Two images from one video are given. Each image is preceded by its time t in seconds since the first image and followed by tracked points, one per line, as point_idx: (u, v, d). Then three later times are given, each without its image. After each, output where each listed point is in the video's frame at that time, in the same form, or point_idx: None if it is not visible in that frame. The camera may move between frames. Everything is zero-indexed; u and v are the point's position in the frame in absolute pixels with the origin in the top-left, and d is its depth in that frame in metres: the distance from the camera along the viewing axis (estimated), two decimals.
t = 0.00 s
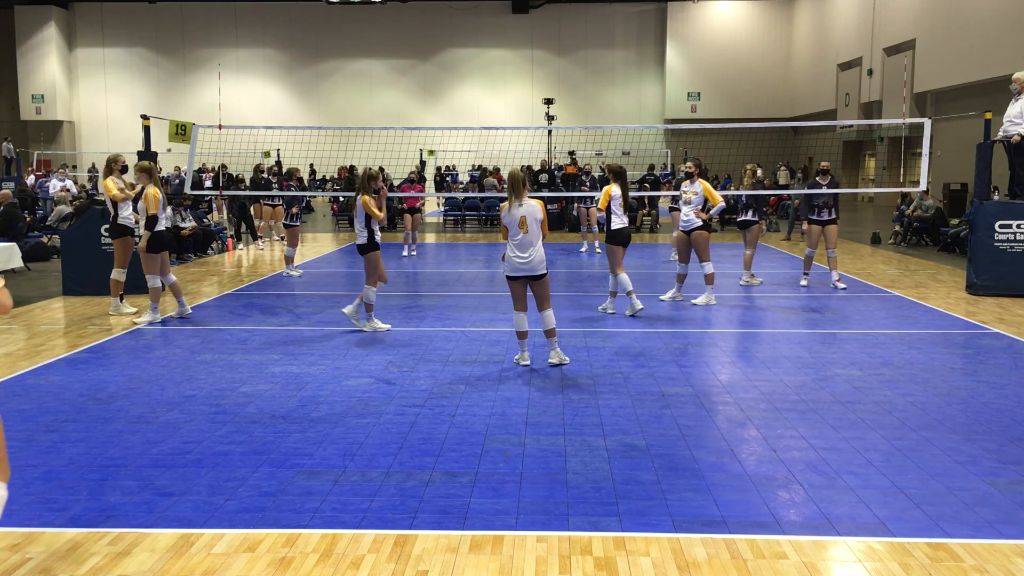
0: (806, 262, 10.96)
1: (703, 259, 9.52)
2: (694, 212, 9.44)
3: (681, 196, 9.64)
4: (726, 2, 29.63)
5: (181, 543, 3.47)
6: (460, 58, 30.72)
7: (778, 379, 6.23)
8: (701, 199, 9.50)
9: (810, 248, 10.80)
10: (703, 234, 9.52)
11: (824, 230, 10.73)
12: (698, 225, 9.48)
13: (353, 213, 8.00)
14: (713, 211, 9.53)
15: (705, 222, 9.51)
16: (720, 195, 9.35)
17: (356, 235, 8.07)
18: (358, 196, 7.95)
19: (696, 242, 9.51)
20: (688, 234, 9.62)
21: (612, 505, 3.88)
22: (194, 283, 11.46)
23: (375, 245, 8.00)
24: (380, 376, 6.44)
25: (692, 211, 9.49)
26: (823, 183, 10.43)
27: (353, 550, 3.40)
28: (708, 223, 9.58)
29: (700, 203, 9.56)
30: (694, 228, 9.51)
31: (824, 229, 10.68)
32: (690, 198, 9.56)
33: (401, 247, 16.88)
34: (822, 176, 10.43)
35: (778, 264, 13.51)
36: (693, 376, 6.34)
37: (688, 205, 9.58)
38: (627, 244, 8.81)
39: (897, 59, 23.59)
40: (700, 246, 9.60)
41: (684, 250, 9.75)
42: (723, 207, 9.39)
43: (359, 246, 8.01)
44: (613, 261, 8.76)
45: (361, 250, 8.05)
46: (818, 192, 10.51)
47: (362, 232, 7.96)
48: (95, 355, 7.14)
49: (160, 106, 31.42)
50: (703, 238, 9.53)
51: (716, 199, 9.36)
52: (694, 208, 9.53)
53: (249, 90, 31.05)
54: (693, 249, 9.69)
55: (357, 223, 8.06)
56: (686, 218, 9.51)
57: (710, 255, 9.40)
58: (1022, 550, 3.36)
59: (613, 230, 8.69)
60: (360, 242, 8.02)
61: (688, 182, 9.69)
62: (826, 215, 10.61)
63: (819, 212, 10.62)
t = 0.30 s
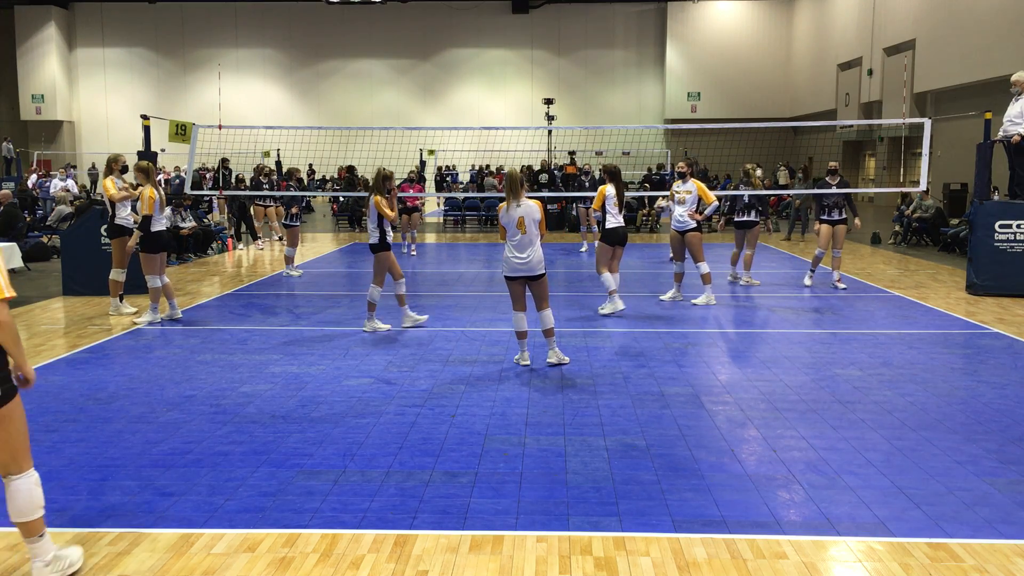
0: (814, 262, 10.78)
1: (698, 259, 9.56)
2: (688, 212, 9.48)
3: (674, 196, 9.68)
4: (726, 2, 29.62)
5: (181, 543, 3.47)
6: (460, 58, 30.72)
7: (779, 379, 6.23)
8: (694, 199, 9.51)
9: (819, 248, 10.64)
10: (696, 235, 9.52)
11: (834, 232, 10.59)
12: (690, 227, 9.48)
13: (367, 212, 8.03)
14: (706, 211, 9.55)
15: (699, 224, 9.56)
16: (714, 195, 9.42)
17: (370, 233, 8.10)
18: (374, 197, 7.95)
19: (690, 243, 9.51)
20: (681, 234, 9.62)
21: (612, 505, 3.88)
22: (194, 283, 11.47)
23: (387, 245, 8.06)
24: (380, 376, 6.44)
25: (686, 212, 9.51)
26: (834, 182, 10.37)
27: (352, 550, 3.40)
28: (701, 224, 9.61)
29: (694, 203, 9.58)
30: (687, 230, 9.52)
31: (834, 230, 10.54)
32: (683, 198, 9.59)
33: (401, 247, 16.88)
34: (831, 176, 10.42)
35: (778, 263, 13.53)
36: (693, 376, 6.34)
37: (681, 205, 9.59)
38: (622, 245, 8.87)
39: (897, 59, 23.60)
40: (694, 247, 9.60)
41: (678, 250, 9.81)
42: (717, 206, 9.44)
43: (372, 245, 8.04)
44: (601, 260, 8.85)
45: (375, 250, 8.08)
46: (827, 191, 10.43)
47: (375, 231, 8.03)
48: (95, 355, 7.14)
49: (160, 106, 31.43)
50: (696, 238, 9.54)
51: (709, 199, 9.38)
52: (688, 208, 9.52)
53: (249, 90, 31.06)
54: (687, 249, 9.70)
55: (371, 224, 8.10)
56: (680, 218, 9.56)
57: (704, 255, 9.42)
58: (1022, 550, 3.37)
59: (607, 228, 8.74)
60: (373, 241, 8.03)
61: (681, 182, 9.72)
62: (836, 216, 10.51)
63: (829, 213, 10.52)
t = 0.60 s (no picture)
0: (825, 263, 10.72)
1: (689, 260, 9.56)
2: (680, 214, 9.47)
3: (667, 196, 9.64)
4: (726, 2, 29.61)
5: (181, 543, 3.47)
6: (460, 58, 30.72)
7: (778, 379, 6.23)
8: (688, 200, 9.52)
9: (828, 247, 10.63)
10: (689, 236, 9.52)
11: (839, 232, 10.56)
12: (683, 229, 9.48)
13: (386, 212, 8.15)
14: (700, 212, 9.55)
15: (691, 225, 9.55)
16: (706, 196, 9.37)
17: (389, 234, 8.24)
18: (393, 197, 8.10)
19: (682, 244, 9.50)
20: (674, 235, 9.63)
21: (612, 505, 3.88)
22: (194, 283, 11.47)
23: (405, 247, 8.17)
24: (380, 376, 6.44)
25: (679, 214, 9.51)
26: (838, 182, 10.34)
27: (352, 550, 3.40)
28: (694, 225, 9.61)
29: (687, 203, 9.57)
30: (680, 231, 9.52)
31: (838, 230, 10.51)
32: (677, 198, 9.58)
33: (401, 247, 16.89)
34: (836, 176, 10.41)
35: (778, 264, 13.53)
36: (693, 376, 6.34)
37: (674, 206, 9.58)
38: (619, 245, 8.85)
39: (897, 59, 23.59)
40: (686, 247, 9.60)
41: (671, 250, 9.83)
42: (710, 208, 9.43)
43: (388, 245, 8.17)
44: (597, 258, 8.88)
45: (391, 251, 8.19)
46: (832, 192, 10.38)
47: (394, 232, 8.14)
48: (95, 355, 7.14)
49: (160, 106, 31.43)
50: (688, 239, 9.53)
51: (703, 200, 9.38)
52: (681, 209, 9.52)
53: (249, 90, 31.06)
54: (680, 250, 9.73)
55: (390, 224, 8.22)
56: (673, 220, 9.53)
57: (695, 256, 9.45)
58: (1022, 550, 3.37)
59: (606, 229, 8.74)
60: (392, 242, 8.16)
61: (675, 182, 9.70)
62: (840, 216, 10.45)
63: (833, 213, 10.46)
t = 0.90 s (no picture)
0: (829, 265, 10.68)
1: (680, 259, 9.55)
2: (676, 214, 9.47)
3: (663, 196, 9.65)
4: (726, 2, 29.60)
5: (181, 543, 3.47)
6: (459, 58, 30.72)
7: (778, 379, 6.23)
8: (683, 200, 9.51)
9: (833, 249, 10.64)
10: (682, 236, 9.53)
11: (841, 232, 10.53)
12: (677, 229, 9.49)
13: (401, 209, 8.19)
14: (695, 212, 9.51)
15: (685, 225, 9.56)
16: (701, 197, 9.36)
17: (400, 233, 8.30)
18: (409, 194, 8.12)
19: (675, 243, 9.52)
20: (670, 234, 9.66)
21: (612, 505, 3.88)
22: (194, 283, 11.47)
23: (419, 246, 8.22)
24: (380, 376, 6.43)
25: (674, 214, 9.53)
26: (841, 182, 10.28)
27: (352, 550, 3.39)
28: (689, 225, 9.61)
29: (683, 204, 9.57)
30: (675, 231, 9.56)
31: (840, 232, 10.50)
32: (672, 198, 9.58)
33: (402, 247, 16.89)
34: (838, 176, 10.35)
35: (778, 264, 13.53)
36: (693, 376, 6.34)
37: (671, 205, 9.59)
38: (617, 245, 8.84)
39: (897, 59, 23.58)
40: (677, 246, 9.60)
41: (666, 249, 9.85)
42: (705, 208, 9.40)
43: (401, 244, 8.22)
44: (594, 258, 8.88)
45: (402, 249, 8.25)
46: (833, 192, 10.35)
47: (406, 231, 8.17)
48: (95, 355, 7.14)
49: (160, 106, 31.44)
50: (680, 238, 9.53)
51: (697, 201, 9.36)
52: (677, 209, 9.52)
53: (249, 90, 31.06)
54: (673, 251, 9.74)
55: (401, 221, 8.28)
56: (668, 221, 9.55)
57: (686, 256, 9.49)
58: (1022, 550, 3.37)
59: (604, 230, 8.73)
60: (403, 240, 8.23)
61: (672, 182, 9.69)
62: (842, 217, 10.42)
63: (835, 214, 10.43)
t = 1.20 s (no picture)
0: (828, 265, 10.71)
1: (677, 259, 9.56)
2: (673, 214, 9.48)
3: (662, 197, 9.67)
4: (726, 2, 29.61)
5: (181, 543, 3.47)
6: (459, 58, 30.71)
7: (778, 379, 6.23)
8: (681, 200, 9.52)
9: (832, 250, 10.68)
10: (680, 236, 9.52)
11: (842, 233, 10.55)
12: (677, 228, 9.49)
13: (400, 210, 8.19)
14: (692, 212, 9.49)
15: (683, 225, 9.55)
16: (700, 198, 9.36)
17: (399, 233, 8.30)
18: (410, 194, 8.13)
19: (672, 243, 9.52)
20: (668, 233, 9.66)
21: (612, 505, 3.88)
22: (194, 283, 11.47)
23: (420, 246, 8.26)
24: (380, 376, 6.43)
25: (672, 214, 9.53)
26: (841, 182, 10.28)
27: (352, 550, 3.40)
28: (687, 225, 9.60)
29: (681, 204, 9.57)
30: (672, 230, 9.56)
31: (840, 232, 10.51)
32: (671, 198, 9.59)
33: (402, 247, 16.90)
34: (837, 176, 10.36)
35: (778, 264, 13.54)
36: (693, 376, 6.34)
37: (669, 206, 9.59)
38: (616, 245, 8.84)
39: (897, 59, 23.58)
40: (674, 246, 9.59)
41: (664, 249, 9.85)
42: (703, 208, 9.36)
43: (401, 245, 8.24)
44: (593, 259, 8.87)
45: (401, 250, 8.27)
46: (833, 192, 10.35)
47: (406, 232, 8.19)
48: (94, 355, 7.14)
49: (160, 106, 31.44)
50: (678, 238, 9.52)
51: (695, 201, 9.35)
52: (675, 210, 9.52)
53: (249, 90, 31.06)
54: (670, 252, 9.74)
55: (399, 222, 8.28)
56: (667, 220, 9.56)
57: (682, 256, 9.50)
58: (1022, 550, 3.36)
59: (604, 230, 8.73)
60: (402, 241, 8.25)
61: (671, 183, 9.70)
62: (842, 217, 10.45)
63: (834, 213, 10.45)
